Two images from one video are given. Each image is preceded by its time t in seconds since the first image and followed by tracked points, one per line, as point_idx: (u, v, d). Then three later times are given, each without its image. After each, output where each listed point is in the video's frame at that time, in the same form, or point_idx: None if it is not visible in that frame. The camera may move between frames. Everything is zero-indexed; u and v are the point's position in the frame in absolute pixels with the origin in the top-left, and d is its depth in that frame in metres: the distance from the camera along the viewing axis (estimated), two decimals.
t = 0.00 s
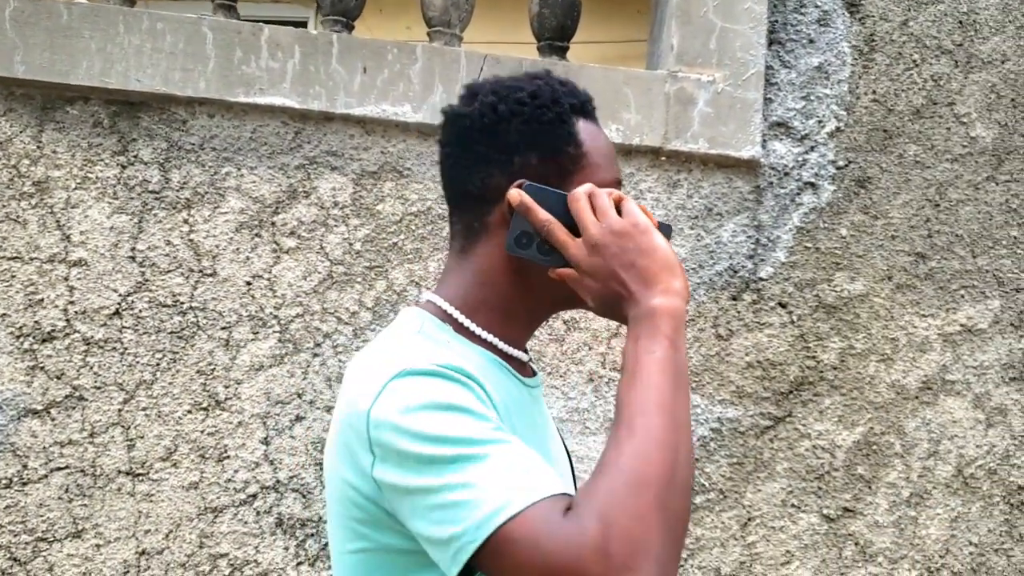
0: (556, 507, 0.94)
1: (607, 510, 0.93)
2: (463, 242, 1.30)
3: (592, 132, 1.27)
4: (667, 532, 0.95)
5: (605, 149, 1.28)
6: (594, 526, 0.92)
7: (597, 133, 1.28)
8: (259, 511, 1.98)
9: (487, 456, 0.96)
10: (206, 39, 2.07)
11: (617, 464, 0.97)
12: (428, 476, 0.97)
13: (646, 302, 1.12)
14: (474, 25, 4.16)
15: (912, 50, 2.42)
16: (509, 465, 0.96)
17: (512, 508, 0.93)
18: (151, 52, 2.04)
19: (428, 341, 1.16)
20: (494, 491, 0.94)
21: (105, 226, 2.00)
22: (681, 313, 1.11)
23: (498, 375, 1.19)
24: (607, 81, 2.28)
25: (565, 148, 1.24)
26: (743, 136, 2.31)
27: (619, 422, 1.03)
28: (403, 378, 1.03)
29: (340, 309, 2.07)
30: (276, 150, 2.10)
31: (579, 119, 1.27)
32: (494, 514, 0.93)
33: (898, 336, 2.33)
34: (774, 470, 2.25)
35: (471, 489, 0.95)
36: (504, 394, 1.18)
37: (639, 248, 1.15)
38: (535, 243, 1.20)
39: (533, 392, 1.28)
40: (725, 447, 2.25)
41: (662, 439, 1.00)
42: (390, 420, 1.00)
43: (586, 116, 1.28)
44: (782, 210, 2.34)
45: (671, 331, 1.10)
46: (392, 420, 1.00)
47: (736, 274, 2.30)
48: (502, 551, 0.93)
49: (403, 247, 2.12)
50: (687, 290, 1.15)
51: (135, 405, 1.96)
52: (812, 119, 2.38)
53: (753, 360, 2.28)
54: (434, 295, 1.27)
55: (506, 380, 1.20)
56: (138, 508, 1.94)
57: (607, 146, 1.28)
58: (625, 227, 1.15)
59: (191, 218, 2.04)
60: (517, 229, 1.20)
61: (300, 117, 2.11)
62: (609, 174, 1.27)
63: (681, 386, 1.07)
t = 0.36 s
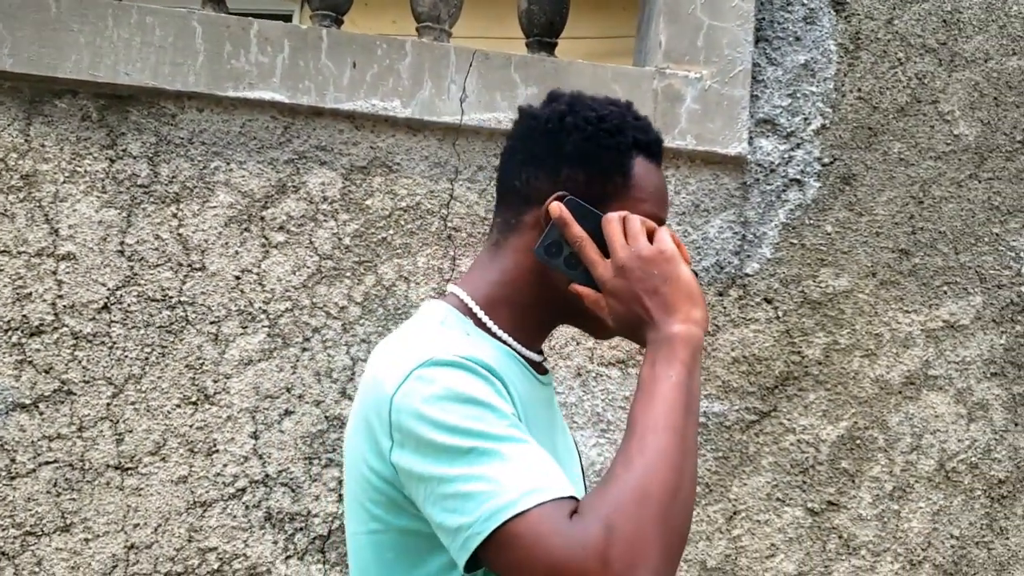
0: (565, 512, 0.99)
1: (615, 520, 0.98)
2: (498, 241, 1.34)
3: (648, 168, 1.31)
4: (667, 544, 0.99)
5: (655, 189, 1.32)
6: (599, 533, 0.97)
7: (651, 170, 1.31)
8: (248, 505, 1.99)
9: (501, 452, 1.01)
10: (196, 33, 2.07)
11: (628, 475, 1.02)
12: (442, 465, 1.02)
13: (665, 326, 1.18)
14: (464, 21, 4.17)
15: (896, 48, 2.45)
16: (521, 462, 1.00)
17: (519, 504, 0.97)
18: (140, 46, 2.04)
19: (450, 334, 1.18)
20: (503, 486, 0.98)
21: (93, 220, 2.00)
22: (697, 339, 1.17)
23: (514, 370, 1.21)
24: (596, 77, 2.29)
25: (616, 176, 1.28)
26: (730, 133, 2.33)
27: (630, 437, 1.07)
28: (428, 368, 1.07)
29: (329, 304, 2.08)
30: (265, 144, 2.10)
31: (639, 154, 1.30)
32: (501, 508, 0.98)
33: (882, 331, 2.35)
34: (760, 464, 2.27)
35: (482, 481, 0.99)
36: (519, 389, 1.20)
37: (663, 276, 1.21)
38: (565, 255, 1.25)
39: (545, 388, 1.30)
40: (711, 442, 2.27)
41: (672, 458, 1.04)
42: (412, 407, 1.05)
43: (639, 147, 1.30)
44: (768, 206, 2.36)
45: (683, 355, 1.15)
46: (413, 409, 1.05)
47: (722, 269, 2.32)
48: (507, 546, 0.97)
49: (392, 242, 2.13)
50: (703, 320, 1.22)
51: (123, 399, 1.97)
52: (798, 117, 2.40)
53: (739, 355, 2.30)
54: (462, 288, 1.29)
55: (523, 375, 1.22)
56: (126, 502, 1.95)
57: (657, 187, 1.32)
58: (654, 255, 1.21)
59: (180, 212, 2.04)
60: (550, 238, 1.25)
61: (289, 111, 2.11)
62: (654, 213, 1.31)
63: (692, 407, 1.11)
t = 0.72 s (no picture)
0: (519, 500, 1.00)
1: (564, 512, 0.97)
2: (505, 235, 1.37)
3: (654, 164, 1.30)
4: (614, 541, 0.98)
5: (662, 185, 1.31)
6: (545, 522, 0.97)
7: (657, 165, 1.30)
8: (234, 494, 2.00)
9: (470, 437, 1.04)
10: (180, 23, 2.07)
11: (585, 468, 1.01)
12: (418, 449, 1.06)
13: (642, 322, 1.16)
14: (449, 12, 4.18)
15: (878, 41, 2.47)
16: (489, 447, 1.03)
17: (476, 488, 1.00)
18: (124, 36, 2.04)
19: (450, 322, 1.22)
20: (466, 470, 1.01)
21: (78, 211, 2.00)
22: (671, 338, 1.15)
23: (512, 360, 1.24)
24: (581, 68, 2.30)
25: (618, 171, 1.28)
26: (713, 125, 2.35)
27: (596, 428, 1.06)
28: (415, 354, 1.11)
29: (315, 295, 2.09)
30: (249, 135, 2.10)
31: (643, 150, 1.30)
32: (460, 492, 1.00)
33: (863, 322, 2.38)
34: (741, 453, 2.30)
35: (449, 465, 1.02)
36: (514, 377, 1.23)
37: (645, 271, 1.17)
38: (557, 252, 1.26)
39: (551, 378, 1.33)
40: (694, 431, 2.29)
41: (635, 455, 1.03)
42: (394, 392, 1.09)
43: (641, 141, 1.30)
44: (751, 197, 2.38)
45: (657, 350, 1.13)
46: (396, 393, 1.09)
47: (705, 260, 2.34)
48: (464, 528, 1.00)
49: (377, 233, 2.14)
50: (687, 318, 1.18)
51: (109, 389, 1.97)
52: (781, 109, 2.42)
53: (721, 345, 2.32)
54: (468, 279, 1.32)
55: (523, 364, 1.25)
56: (112, 492, 1.95)
57: (666, 184, 1.31)
58: (635, 251, 1.18)
59: (165, 202, 2.04)
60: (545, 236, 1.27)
61: (274, 102, 2.11)
62: (660, 209, 1.30)
63: (660, 404, 1.09)
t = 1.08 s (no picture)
0: (494, 489, 1.01)
1: (533, 499, 0.97)
2: (496, 231, 1.38)
3: (621, 142, 1.28)
4: (588, 523, 0.98)
5: (634, 162, 1.28)
6: (515, 511, 0.97)
7: (626, 143, 1.28)
8: (229, 492, 2.00)
9: (454, 430, 1.05)
10: (175, 21, 2.07)
11: (553, 453, 1.00)
12: (405, 444, 1.08)
13: (610, 300, 1.15)
14: (444, 10, 4.17)
15: (873, 38, 2.47)
16: (471, 440, 1.04)
17: (457, 480, 1.01)
18: (120, 34, 2.04)
19: (446, 321, 1.23)
20: (448, 463, 1.03)
21: (74, 208, 2.00)
22: (640, 312, 1.14)
23: (507, 356, 1.25)
24: (577, 65, 2.30)
25: (582, 154, 1.28)
26: (708, 123, 2.35)
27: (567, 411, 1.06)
28: (405, 350, 1.13)
29: (310, 292, 2.09)
30: (245, 132, 2.10)
31: (608, 129, 1.29)
32: (442, 484, 1.02)
33: (858, 319, 2.39)
34: (737, 451, 2.30)
35: (433, 459, 1.04)
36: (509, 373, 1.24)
37: (611, 248, 1.16)
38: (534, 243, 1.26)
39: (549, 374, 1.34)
40: (689, 428, 2.29)
41: (599, 431, 1.02)
42: (383, 389, 1.11)
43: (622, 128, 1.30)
44: (746, 195, 2.38)
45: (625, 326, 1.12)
46: (385, 390, 1.11)
47: (700, 258, 2.34)
48: (446, 521, 1.02)
49: (373, 231, 2.14)
50: (656, 289, 1.17)
51: (104, 386, 1.97)
52: (776, 106, 2.42)
53: (716, 342, 2.33)
54: (465, 279, 1.33)
55: (520, 361, 1.26)
56: (107, 489, 1.95)
57: (638, 161, 1.28)
58: (601, 228, 1.17)
59: (161, 199, 2.04)
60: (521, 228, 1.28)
61: (270, 100, 2.12)
62: (632, 187, 1.27)
63: (630, 381, 1.08)
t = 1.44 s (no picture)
0: (432, 466, 1.01)
1: (464, 473, 0.98)
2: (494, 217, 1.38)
3: (611, 123, 1.28)
4: (519, 498, 0.98)
5: (623, 143, 1.27)
6: (446, 486, 0.98)
7: (616, 125, 1.28)
8: (221, 474, 2.00)
9: (411, 407, 1.06)
10: None
11: (490, 430, 1.01)
12: (367, 418, 1.09)
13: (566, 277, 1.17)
14: None
15: (871, 22, 2.45)
16: (427, 417, 1.05)
17: (404, 456, 1.03)
18: (110, 12, 2.01)
19: (431, 301, 1.23)
20: (399, 438, 1.04)
21: (64, 188, 1.98)
22: (592, 288, 1.14)
23: (491, 342, 1.25)
24: (572, 47, 2.27)
25: (570, 135, 1.29)
26: (704, 106, 2.34)
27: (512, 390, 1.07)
28: (380, 328, 1.14)
29: (302, 275, 2.08)
30: (237, 113, 2.08)
31: (597, 111, 1.29)
32: (392, 460, 1.03)
33: (852, 305, 2.39)
34: (729, 435, 2.31)
35: (388, 435, 1.05)
36: (491, 358, 1.24)
37: (569, 223, 1.17)
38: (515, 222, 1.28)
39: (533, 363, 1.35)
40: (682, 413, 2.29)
41: (537, 409, 1.02)
42: (356, 363, 1.13)
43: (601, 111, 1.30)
44: (741, 179, 2.37)
45: (574, 307, 1.13)
46: (357, 365, 1.13)
47: (695, 243, 2.33)
48: (394, 496, 1.03)
49: (366, 213, 2.13)
50: (614, 264, 1.17)
51: (95, 369, 1.96)
52: (773, 90, 2.40)
53: (710, 327, 2.32)
54: (458, 263, 1.32)
55: (506, 349, 1.27)
56: (99, 471, 1.95)
57: (627, 141, 1.27)
58: (562, 203, 1.18)
59: (151, 180, 2.02)
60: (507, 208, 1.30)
61: (261, 80, 2.10)
62: (618, 166, 1.26)
63: (577, 359, 1.09)
